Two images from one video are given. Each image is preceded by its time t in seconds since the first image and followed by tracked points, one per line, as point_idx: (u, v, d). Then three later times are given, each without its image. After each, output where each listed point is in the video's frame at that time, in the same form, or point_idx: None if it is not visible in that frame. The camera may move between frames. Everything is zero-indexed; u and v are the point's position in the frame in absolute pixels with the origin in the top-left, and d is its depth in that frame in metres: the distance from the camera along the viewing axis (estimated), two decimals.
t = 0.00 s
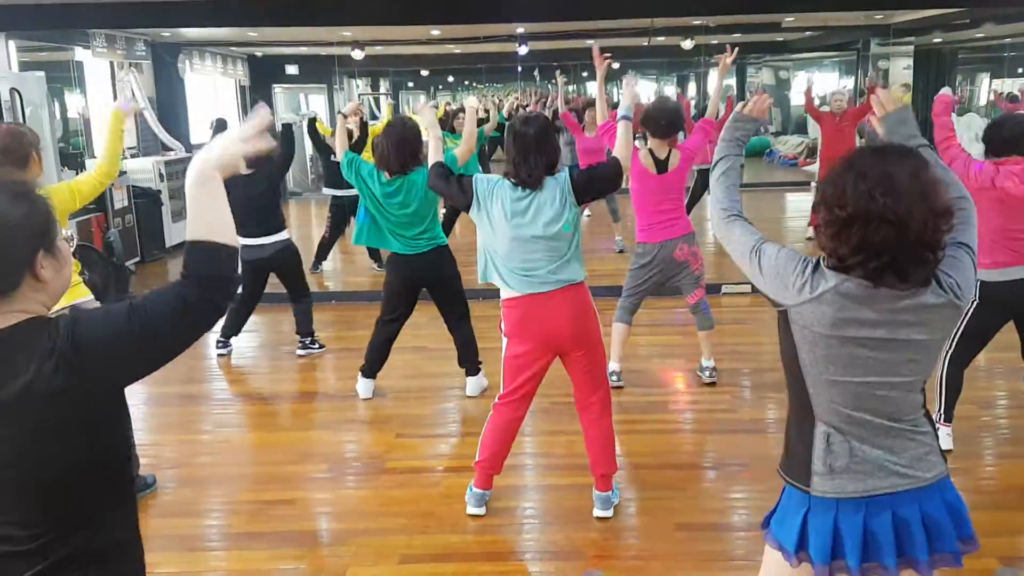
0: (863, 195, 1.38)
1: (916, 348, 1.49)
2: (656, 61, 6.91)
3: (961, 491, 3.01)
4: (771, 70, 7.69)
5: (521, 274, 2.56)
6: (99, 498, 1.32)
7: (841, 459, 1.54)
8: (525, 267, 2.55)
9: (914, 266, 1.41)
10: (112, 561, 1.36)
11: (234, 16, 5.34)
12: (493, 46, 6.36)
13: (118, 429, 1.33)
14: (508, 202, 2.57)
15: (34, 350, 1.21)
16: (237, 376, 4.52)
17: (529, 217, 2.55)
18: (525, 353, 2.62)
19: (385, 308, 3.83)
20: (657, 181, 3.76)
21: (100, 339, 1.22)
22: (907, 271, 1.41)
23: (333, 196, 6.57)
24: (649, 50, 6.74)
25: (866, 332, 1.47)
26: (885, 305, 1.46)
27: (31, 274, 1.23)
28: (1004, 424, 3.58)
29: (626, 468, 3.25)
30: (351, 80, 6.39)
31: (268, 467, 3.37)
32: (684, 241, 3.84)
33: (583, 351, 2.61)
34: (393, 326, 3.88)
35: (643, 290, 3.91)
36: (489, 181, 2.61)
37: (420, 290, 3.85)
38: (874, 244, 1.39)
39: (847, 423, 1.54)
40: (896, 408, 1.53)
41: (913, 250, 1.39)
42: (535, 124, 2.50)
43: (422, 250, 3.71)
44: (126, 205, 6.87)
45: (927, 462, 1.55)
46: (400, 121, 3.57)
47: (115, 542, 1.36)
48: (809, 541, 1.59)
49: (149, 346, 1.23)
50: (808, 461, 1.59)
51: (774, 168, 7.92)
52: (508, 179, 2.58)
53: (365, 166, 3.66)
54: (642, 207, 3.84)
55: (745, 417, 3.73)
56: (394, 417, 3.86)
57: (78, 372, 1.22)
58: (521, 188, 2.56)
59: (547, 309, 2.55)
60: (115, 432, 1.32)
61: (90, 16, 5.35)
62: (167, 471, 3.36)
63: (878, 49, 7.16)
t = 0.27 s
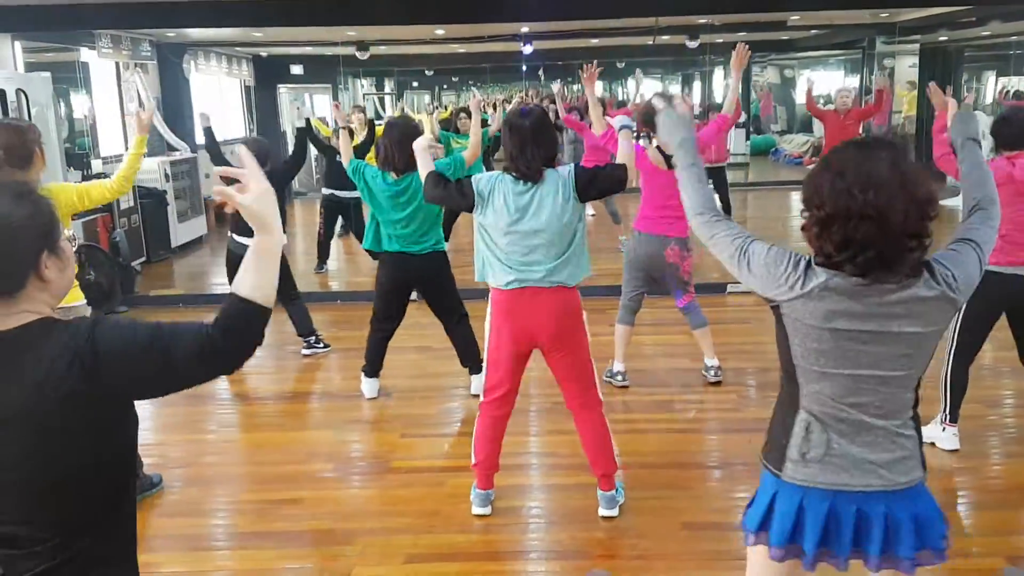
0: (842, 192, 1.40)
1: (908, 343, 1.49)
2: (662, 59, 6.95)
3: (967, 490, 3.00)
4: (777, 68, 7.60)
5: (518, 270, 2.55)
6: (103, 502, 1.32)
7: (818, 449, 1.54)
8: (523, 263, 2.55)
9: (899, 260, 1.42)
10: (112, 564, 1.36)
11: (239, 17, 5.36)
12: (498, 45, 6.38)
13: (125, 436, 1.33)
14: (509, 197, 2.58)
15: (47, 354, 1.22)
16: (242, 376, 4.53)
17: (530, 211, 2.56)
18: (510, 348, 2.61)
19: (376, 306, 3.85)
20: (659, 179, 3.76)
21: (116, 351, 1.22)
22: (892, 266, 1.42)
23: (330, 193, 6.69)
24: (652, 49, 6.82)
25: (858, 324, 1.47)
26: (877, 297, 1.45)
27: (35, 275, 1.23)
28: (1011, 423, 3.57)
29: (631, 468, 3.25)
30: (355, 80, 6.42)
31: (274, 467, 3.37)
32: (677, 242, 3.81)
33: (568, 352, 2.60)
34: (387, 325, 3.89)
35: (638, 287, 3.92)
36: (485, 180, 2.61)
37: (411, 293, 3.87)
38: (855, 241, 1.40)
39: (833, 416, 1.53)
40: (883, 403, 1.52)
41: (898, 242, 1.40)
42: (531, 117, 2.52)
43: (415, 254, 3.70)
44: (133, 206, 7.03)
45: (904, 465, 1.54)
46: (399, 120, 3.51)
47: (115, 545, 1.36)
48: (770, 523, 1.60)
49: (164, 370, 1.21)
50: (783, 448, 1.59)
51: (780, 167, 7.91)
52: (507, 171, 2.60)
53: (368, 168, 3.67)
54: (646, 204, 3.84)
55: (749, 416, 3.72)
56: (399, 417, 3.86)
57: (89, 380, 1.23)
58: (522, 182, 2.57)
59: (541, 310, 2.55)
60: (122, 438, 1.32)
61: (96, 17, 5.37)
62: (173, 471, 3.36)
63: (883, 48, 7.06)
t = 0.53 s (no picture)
0: (800, 225, 1.42)
1: (903, 358, 1.48)
2: (662, 59, 6.89)
3: (969, 490, 3.00)
4: (779, 68, 7.64)
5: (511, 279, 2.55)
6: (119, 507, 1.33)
7: (799, 449, 1.54)
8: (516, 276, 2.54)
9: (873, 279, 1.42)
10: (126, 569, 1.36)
11: (241, 17, 5.36)
12: (502, 46, 6.38)
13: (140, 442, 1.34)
14: (507, 207, 2.58)
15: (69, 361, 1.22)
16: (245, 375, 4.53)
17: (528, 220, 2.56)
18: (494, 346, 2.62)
19: (373, 305, 3.86)
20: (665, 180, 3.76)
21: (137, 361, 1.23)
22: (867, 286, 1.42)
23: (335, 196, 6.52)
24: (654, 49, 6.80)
25: (855, 340, 1.46)
26: (872, 310, 1.45)
27: (52, 280, 1.23)
28: (1013, 422, 3.56)
29: (633, 468, 3.25)
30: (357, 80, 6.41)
31: (276, 467, 3.37)
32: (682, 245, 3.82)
33: (549, 361, 2.59)
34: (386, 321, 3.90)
35: (644, 287, 3.90)
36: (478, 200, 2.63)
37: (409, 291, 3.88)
38: (822, 267, 1.42)
39: (824, 429, 1.52)
40: (874, 416, 1.51)
41: (870, 259, 1.40)
42: (524, 126, 2.52)
43: (417, 256, 3.71)
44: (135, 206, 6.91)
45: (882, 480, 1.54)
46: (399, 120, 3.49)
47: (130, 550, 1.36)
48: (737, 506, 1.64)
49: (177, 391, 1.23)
50: (763, 442, 1.60)
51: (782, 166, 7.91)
52: (501, 182, 2.60)
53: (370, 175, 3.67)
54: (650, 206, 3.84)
55: (752, 416, 3.72)
56: (401, 417, 3.86)
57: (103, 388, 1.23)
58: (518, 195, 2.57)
59: (533, 315, 2.53)
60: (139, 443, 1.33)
61: (98, 17, 5.37)
62: (176, 471, 3.36)
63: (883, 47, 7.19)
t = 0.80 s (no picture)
0: (835, 196, 1.39)
1: (922, 340, 1.48)
2: (663, 58, 6.99)
3: (969, 489, 3.00)
4: (779, 68, 7.61)
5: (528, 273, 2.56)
6: (109, 513, 1.31)
7: (836, 452, 1.52)
8: (532, 267, 2.56)
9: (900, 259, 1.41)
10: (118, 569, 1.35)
11: (241, 17, 5.36)
12: (502, 46, 6.38)
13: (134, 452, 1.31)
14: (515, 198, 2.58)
15: (61, 364, 1.20)
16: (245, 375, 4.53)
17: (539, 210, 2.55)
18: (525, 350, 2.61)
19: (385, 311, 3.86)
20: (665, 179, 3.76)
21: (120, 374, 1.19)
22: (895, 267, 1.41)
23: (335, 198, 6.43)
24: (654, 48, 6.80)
25: (875, 322, 1.46)
26: (891, 293, 1.45)
27: (55, 277, 1.23)
28: (1013, 422, 3.57)
29: (635, 467, 3.25)
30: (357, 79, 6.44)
31: (277, 467, 3.37)
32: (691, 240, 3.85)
33: (581, 350, 2.59)
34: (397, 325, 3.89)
35: (649, 287, 3.89)
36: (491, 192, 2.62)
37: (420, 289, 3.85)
38: (856, 242, 1.39)
39: (847, 417, 1.52)
40: (898, 401, 1.51)
41: (897, 242, 1.38)
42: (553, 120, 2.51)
43: (428, 250, 3.71)
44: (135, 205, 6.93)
45: (918, 462, 1.53)
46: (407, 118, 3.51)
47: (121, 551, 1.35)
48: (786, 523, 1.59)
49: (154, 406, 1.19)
50: (799, 450, 1.57)
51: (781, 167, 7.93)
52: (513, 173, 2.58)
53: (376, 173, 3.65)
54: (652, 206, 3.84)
55: (753, 415, 3.72)
56: (401, 417, 3.86)
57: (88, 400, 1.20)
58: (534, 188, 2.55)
59: (549, 308, 2.55)
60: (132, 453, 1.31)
61: (97, 16, 5.37)
62: (176, 471, 3.36)
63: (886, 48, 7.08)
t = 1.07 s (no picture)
0: (844, 199, 1.40)
1: (925, 343, 1.49)
2: (662, 56, 6.89)
3: (968, 487, 3.00)
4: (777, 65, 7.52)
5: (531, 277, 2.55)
6: (92, 527, 1.28)
7: (851, 458, 1.50)
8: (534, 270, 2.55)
9: (902, 265, 1.43)
10: None
11: (240, 15, 5.36)
12: (500, 43, 6.38)
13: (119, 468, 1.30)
14: (516, 200, 2.58)
15: (54, 371, 1.19)
16: (243, 374, 4.52)
17: (540, 212, 2.56)
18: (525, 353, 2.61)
19: (385, 309, 3.84)
20: (659, 175, 3.76)
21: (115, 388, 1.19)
22: (900, 272, 1.43)
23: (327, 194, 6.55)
24: (652, 47, 6.80)
25: (880, 328, 1.46)
26: (893, 296, 1.45)
27: (37, 283, 1.24)
28: (1011, 420, 3.57)
29: (633, 466, 3.25)
30: (355, 78, 6.37)
31: (276, 465, 3.37)
32: (681, 237, 3.84)
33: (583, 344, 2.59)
34: (396, 322, 3.87)
35: (640, 284, 3.88)
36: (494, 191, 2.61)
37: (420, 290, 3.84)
38: (861, 247, 1.41)
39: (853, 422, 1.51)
40: (906, 404, 1.50)
41: (899, 249, 1.41)
42: (553, 117, 2.52)
43: (422, 252, 3.69)
44: (133, 203, 6.90)
45: (931, 461, 1.52)
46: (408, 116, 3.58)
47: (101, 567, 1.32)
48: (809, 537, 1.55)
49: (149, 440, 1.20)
50: (815, 462, 1.54)
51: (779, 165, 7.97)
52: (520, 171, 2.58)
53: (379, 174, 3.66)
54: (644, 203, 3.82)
55: (751, 414, 3.72)
56: (400, 415, 3.86)
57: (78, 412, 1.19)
58: (541, 183, 2.56)
59: (552, 310, 2.55)
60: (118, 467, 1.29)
61: (95, 14, 5.35)
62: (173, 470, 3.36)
63: (883, 46, 7.06)
